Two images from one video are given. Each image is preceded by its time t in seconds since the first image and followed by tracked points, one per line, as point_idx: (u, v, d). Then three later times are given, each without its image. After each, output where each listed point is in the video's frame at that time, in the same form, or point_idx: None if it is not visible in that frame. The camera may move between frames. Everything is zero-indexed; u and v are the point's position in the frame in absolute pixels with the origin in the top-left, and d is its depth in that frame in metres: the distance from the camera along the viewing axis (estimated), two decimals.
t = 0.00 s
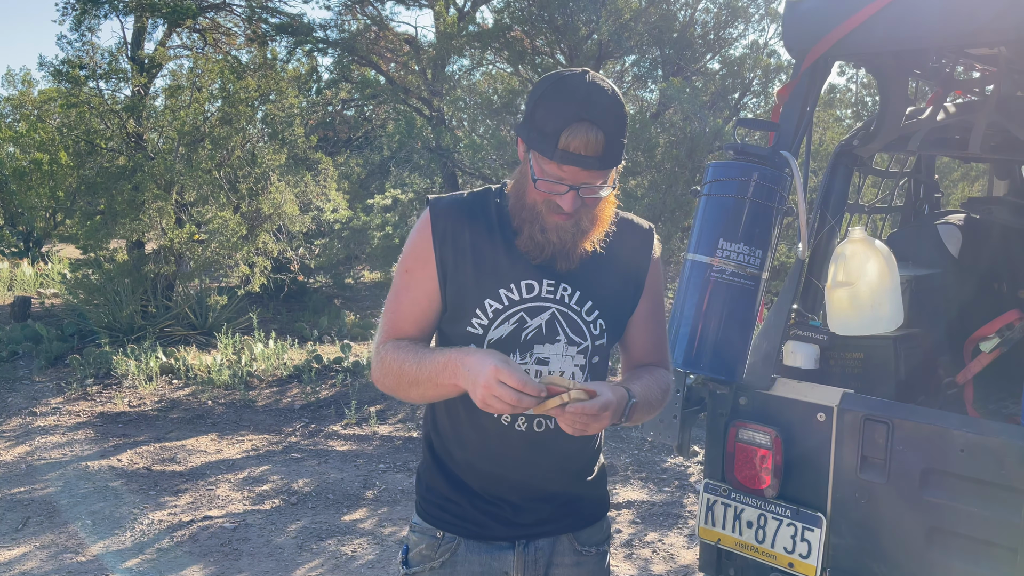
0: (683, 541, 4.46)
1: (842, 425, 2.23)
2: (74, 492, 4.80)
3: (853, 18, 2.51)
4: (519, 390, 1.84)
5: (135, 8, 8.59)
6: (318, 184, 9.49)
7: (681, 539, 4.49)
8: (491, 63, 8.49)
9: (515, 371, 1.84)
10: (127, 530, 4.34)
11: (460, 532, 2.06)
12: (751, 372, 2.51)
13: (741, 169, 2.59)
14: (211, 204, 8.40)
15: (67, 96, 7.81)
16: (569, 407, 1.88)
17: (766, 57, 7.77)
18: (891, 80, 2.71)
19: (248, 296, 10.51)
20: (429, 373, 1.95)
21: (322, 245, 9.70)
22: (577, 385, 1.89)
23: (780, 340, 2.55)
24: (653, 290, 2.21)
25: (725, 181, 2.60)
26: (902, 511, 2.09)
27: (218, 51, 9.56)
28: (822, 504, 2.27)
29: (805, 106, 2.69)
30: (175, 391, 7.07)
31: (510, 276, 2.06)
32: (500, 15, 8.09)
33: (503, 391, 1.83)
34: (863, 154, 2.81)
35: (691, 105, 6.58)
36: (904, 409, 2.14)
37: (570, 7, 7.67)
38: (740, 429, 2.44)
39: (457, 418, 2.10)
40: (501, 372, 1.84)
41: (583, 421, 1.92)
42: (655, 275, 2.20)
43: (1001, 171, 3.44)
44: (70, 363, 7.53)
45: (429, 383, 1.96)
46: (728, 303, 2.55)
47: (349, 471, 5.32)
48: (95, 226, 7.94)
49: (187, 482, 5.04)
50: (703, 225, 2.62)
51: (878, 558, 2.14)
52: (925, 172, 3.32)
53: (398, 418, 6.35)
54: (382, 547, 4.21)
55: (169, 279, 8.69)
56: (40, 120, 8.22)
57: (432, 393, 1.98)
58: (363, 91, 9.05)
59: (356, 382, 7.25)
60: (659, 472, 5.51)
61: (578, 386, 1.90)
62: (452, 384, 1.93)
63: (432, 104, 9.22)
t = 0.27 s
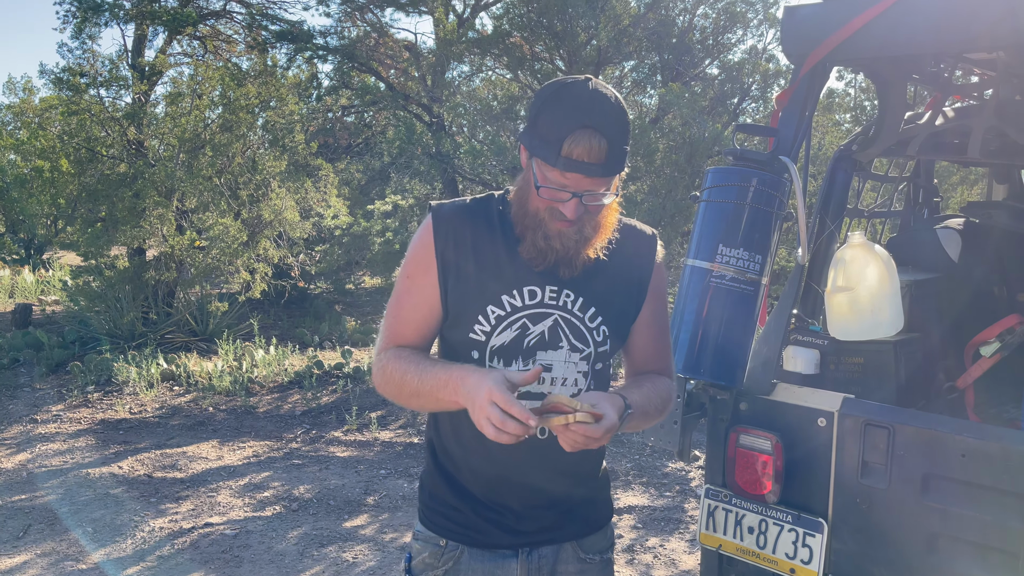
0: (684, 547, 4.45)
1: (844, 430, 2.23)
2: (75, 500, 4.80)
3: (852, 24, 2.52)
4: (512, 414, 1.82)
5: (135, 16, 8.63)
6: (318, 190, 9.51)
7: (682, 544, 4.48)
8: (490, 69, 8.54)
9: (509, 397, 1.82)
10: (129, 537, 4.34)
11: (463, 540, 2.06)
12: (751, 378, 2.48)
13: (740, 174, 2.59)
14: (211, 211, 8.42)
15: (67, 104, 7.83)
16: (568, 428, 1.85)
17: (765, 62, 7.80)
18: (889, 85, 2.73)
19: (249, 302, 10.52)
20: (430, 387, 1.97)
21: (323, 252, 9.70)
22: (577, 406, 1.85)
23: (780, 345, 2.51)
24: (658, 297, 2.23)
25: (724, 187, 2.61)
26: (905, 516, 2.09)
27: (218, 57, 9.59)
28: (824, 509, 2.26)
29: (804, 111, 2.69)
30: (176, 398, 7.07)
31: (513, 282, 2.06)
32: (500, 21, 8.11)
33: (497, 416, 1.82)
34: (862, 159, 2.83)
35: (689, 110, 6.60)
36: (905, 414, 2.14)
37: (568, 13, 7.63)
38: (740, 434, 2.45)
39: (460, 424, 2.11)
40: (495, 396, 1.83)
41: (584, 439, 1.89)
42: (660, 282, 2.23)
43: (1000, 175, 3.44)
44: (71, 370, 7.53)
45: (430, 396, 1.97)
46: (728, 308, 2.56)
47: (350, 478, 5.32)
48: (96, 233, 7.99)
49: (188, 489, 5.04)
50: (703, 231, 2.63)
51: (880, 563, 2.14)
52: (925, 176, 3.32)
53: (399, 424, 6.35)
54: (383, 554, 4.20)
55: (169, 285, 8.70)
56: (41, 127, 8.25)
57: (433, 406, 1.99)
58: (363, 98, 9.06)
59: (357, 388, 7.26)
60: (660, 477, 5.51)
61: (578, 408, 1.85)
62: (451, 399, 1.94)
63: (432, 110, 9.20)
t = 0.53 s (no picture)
0: (694, 570, 4.41)
1: (852, 452, 2.22)
2: (82, 529, 4.79)
3: (852, 44, 2.51)
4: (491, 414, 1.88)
5: (141, 46, 8.76)
6: (323, 215, 9.58)
7: (692, 567, 4.44)
8: (492, 92, 8.62)
9: (484, 398, 1.90)
10: (136, 567, 4.32)
11: None
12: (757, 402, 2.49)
13: (743, 198, 2.54)
14: (217, 237, 8.47)
15: (75, 133, 7.92)
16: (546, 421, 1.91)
17: (765, 82, 7.86)
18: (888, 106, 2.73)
19: (255, 327, 10.55)
20: (415, 427, 2.03)
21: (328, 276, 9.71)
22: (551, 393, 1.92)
23: (786, 366, 2.54)
24: (633, 306, 2.27)
25: (727, 210, 2.55)
26: (915, 539, 2.07)
27: (223, 85, 9.70)
28: (833, 533, 2.25)
29: (804, 132, 2.67)
30: (183, 425, 7.08)
31: (487, 310, 2.12)
32: (501, 46, 8.20)
33: (477, 420, 1.88)
34: (863, 180, 2.82)
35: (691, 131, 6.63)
36: (913, 436, 2.12)
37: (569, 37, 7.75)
38: (748, 456, 2.42)
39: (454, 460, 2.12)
40: (473, 403, 1.91)
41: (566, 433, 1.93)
42: (632, 292, 2.27)
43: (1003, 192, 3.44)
44: (78, 398, 7.55)
45: (417, 436, 2.04)
46: (732, 332, 2.48)
47: (357, 503, 5.29)
48: (104, 261, 8.08)
49: (196, 517, 5.03)
50: (706, 254, 2.57)
51: None
52: (926, 194, 3.32)
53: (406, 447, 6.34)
54: None
55: (176, 312, 8.73)
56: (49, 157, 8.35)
57: (422, 446, 2.05)
58: (367, 122, 9.13)
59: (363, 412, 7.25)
60: (669, 499, 5.47)
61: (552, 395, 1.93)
62: (436, 432, 2.00)
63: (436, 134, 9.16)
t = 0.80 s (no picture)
0: None
1: (857, 459, 2.21)
2: (85, 537, 4.79)
3: (854, 51, 2.51)
4: (490, 435, 1.86)
5: (145, 54, 8.81)
6: (326, 222, 9.59)
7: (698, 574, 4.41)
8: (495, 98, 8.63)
9: (478, 421, 1.87)
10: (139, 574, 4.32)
11: None
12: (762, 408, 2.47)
13: (746, 204, 2.54)
14: (221, 244, 8.47)
15: (80, 141, 7.96)
16: (543, 438, 1.91)
17: (768, 87, 7.86)
18: (891, 113, 2.72)
19: (259, 334, 10.56)
20: (397, 454, 2.00)
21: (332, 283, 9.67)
22: (543, 410, 1.93)
23: (790, 373, 2.52)
24: (608, 318, 2.32)
25: (731, 216, 2.54)
26: (922, 547, 2.06)
27: (227, 92, 9.73)
28: (839, 540, 2.23)
29: (807, 139, 2.68)
30: (186, 432, 7.08)
31: (470, 330, 2.13)
32: (504, 52, 8.21)
33: (476, 444, 1.86)
34: (867, 186, 2.81)
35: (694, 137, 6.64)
36: (920, 443, 2.11)
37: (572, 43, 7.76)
38: (753, 464, 2.41)
39: (441, 484, 2.11)
40: (467, 427, 1.88)
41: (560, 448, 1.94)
42: (608, 304, 2.32)
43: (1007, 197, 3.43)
44: (82, 406, 7.57)
45: (399, 463, 2.01)
46: (737, 338, 2.46)
47: (361, 510, 5.28)
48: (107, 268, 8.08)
49: (199, 524, 5.02)
50: (710, 260, 2.56)
51: None
52: (931, 199, 3.31)
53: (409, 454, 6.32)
54: None
55: (180, 319, 8.74)
56: (54, 164, 8.38)
57: (405, 472, 2.02)
58: (370, 129, 9.13)
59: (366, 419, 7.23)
60: (674, 505, 5.44)
61: (544, 411, 1.94)
62: (423, 458, 1.97)
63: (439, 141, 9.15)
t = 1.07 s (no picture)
0: None
1: (862, 466, 2.18)
2: (87, 545, 4.77)
3: (859, 54, 2.49)
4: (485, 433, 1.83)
5: (148, 60, 8.83)
6: (329, 228, 9.59)
7: None
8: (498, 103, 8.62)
9: (474, 420, 1.84)
10: None
11: None
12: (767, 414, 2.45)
13: (749, 209, 2.52)
14: (224, 250, 8.47)
15: (83, 148, 7.97)
16: (541, 433, 1.87)
17: (772, 91, 7.84)
18: (897, 115, 2.70)
19: (262, 340, 10.56)
20: (395, 465, 1.98)
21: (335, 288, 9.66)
22: (539, 404, 1.91)
23: (794, 380, 2.52)
24: (613, 322, 2.30)
25: (733, 221, 2.52)
26: (930, 555, 2.03)
27: (229, 98, 9.74)
28: (846, 549, 2.20)
29: (811, 141, 2.65)
30: (189, 438, 7.07)
31: (469, 332, 2.11)
32: (507, 58, 8.20)
33: (472, 442, 1.82)
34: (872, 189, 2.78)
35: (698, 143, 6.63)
36: (926, 450, 2.08)
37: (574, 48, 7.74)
38: (757, 471, 2.39)
39: (439, 494, 2.09)
40: (463, 426, 1.84)
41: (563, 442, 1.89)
42: (611, 307, 2.30)
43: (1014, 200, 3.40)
44: (85, 412, 7.57)
45: (397, 474, 1.99)
46: (741, 343, 2.43)
47: (363, 517, 5.25)
48: (111, 274, 8.09)
49: (201, 532, 5.00)
50: (713, 265, 2.54)
51: None
52: (936, 203, 3.28)
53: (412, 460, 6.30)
54: None
55: (183, 325, 8.74)
56: (57, 171, 8.40)
57: (403, 484, 2.00)
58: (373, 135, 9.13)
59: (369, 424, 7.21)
60: (678, 512, 5.41)
61: (539, 406, 1.91)
62: (422, 466, 1.94)
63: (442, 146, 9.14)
